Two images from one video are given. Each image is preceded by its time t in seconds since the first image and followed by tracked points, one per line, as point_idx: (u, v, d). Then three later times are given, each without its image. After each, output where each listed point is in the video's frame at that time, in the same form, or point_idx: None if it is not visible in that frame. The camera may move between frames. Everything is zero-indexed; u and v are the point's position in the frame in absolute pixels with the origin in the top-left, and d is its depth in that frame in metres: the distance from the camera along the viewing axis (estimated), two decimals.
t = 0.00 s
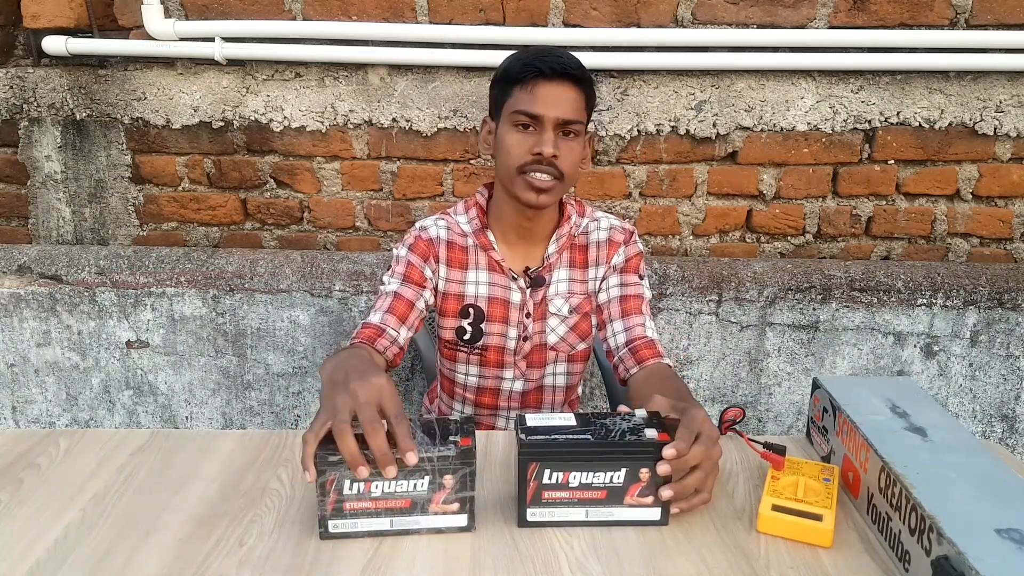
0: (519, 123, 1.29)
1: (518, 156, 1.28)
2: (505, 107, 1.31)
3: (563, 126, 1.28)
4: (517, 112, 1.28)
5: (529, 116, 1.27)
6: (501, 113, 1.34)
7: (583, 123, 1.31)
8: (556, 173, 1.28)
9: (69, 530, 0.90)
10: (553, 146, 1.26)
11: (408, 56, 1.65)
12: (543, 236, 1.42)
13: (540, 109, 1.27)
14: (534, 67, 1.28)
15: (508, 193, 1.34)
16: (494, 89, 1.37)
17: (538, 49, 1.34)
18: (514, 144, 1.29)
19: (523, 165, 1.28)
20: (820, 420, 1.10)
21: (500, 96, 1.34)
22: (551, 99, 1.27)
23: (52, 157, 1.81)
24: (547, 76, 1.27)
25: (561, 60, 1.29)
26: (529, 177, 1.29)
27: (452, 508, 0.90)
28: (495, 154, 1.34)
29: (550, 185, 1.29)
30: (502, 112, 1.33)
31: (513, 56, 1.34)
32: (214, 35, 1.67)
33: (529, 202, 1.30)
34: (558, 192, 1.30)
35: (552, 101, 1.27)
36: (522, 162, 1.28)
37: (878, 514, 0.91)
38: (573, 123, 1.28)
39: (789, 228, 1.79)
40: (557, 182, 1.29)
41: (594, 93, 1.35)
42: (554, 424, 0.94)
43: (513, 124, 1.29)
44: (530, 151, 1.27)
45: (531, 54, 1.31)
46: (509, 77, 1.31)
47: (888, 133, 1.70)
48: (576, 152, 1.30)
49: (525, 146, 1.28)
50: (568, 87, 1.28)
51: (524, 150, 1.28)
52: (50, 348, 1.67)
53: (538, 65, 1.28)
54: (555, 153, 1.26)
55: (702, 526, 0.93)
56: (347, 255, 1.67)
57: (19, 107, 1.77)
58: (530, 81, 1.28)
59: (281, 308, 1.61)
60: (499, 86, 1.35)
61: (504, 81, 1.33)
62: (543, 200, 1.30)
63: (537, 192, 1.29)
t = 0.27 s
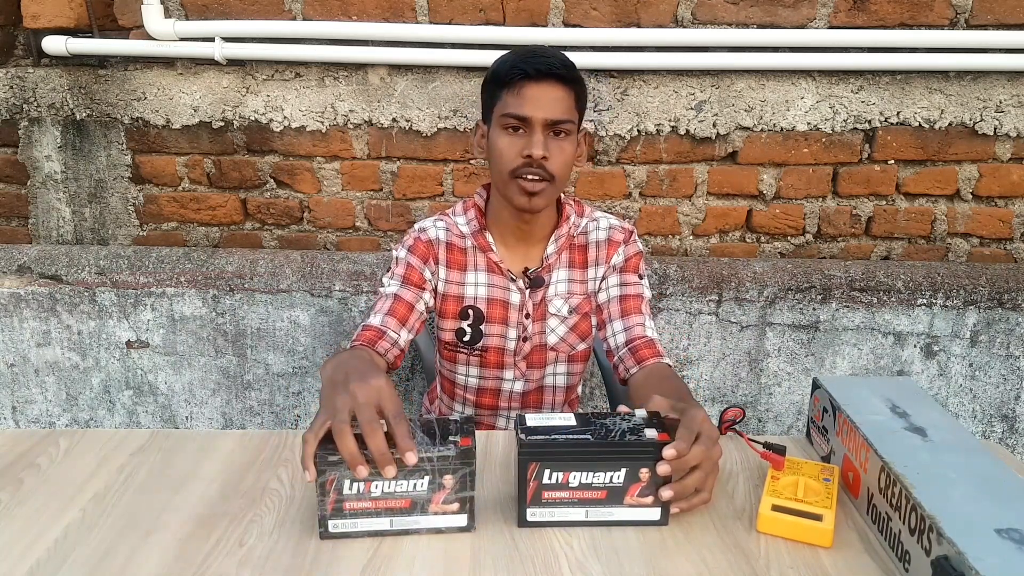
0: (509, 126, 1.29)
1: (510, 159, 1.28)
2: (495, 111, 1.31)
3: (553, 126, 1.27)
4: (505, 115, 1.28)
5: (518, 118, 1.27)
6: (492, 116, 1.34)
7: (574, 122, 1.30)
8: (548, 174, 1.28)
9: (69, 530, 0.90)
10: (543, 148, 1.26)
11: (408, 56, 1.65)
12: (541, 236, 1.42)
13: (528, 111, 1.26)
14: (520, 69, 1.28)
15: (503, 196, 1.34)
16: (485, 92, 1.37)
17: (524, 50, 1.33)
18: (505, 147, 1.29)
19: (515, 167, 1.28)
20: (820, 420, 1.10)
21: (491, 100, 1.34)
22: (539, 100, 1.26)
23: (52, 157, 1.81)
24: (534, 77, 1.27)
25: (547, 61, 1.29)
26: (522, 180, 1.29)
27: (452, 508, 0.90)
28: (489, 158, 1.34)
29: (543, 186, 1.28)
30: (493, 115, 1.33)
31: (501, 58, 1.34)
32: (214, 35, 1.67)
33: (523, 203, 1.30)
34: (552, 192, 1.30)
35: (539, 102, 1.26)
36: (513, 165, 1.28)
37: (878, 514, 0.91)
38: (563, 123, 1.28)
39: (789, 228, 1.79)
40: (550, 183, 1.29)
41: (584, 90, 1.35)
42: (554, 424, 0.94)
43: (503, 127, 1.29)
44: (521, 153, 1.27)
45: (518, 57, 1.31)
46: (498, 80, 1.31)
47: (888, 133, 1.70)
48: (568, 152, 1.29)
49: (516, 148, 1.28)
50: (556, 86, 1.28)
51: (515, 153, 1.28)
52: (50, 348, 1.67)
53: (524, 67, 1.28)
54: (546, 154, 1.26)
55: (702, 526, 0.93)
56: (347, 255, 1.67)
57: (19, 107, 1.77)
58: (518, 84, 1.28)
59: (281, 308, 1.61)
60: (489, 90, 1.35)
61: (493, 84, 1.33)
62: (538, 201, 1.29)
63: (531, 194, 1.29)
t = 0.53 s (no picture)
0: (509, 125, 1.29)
1: (510, 159, 1.28)
2: (496, 111, 1.31)
3: (553, 124, 1.27)
4: (506, 114, 1.28)
5: (518, 117, 1.27)
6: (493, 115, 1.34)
7: (575, 121, 1.30)
8: (549, 173, 1.28)
9: (69, 530, 0.90)
10: (543, 146, 1.26)
11: (407, 56, 1.65)
12: (542, 235, 1.42)
13: (528, 110, 1.26)
14: (520, 68, 1.28)
15: (504, 195, 1.34)
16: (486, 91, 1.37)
17: (524, 49, 1.34)
18: (505, 146, 1.29)
19: (515, 166, 1.28)
20: (820, 420, 1.10)
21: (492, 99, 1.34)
22: (539, 99, 1.26)
23: (52, 157, 1.81)
24: (534, 76, 1.27)
25: (546, 59, 1.29)
26: (522, 179, 1.28)
27: (450, 508, 0.89)
28: (490, 157, 1.34)
29: (543, 185, 1.28)
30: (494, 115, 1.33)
31: (502, 57, 1.34)
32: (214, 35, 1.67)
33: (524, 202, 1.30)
34: (553, 191, 1.30)
35: (540, 101, 1.26)
36: (514, 164, 1.28)
37: (877, 514, 0.91)
38: (563, 121, 1.27)
39: (789, 228, 1.79)
40: (551, 181, 1.29)
41: (585, 88, 1.35)
42: (554, 424, 0.94)
43: (503, 126, 1.29)
44: (521, 153, 1.27)
45: (518, 55, 1.31)
46: (498, 79, 1.31)
47: (888, 133, 1.70)
48: (568, 149, 1.29)
49: (516, 147, 1.28)
50: (556, 85, 1.28)
51: (515, 152, 1.28)
52: (50, 348, 1.67)
53: (524, 66, 1.28)
54: (546, 153, 1.26)
55: (701, 526, 0.93)
56: (347, 255, 1.67)
57: (19, 107, 1.78)
58: (518, 83, 1.28)
59: (281, 308, 1.61)
60: (490, 89, 1.35)
61: (494, 83, 1.33)
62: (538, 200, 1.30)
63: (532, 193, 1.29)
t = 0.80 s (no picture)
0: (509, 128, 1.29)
1: (511, 162, 1.28)
2: (496, 113, 1.31)
3: (553, 126, 1.27)
4: (506, 117, 1.28)
5: (518, 121, 1.27)
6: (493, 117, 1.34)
7: (574, 122, 1.30)
8: (549, 175, 1.28)
9: (69, 530, 0.90)
10: (543, 149, 1.26)
11: (407, 56, 1.65)
12: (542, 235, 1.42)
13: (528, 113, 1.26)
14: (518, 72, 1.27)
15: (505, 197, 1.34)
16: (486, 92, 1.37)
17: (522, 49, 1.33)
18: (506, 149, 1.29)
19: (516, 170, 1.28)
20: (820, 420, 1.10)
21: (492, 101, 1.34)
22: (539, 102, 1.26)
23: (52, 157, 1.81)
24: (534, 79, 1.27)
25: (545, 61, 1.28)
26: (523, 182, 1.29)
27: (450, 509, 0.89)
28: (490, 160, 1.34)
29: (544, 187, 1.29)
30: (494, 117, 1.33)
31: (500, 58, 1.34)
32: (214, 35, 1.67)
33: (525, 205, 1.30)
34: (553, 193, 1.30)
35: (539, 104, 1.26)
36: (515, 168, 1.28)
37: (878, 514, 0.91)
38: (563, 122, 1.27)
39: (789, 228, 1.79)
40: (552, 184, 1.29)
41: (584, 88, 1.35)
42: (553, 424, 0.94)
43: (503, 129, 1.29)
44: (522, 156, 1.27)
45: (517, 57, 1.30)
46: (498, 81, 1.31)
47: (888, 133, 1.70)
48: (568, 151, 1.29)
49: (517, 151, 1.28)
50: (555, 87, 1.28)
51: (516, 155, 1.28)
52: (50, 348, 1.67)
53: (523, 68, 1.27)
54: (547, 156, 1.26)
55: (702, 527, 0.93)
56: (347, 254, 1.67)
57: (19, 107, 1.78)
58: (517, 86, 1.28)
59: (281, 308, 1.61)
60: (489, 91, 1.35)
61: (493, 85, 1.33)
62: (539, 203, 1.30)
63: (533, 196, 1.29)
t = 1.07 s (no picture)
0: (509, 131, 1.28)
1: (512, 164, 1.28)
2: (496, 115, 1.31)
3: (553, 129, 1.27)
4: (506, 119, 1.28)
5: (519, 123, 1.27)
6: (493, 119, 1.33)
7: (575, 124, 1.30)
8: (550, 178, 1.28)
9: (69, 530, 0.90)
10: (544, 152, 1.26)
11: (407, 56, 1.65)
12: (542, 235, 1.42)
13: (528, 116, 1.26)
14: (519, 75, 1.27)
15: (505, 198, 1.34)
16: (485, 93, 1.36)
17: (521, 50, 1.32)
18: (506, 152, 1.28)
19: (517, 172, 1.28)
20: (820, 420, 1.10)
21: (492, 102, 1.33)
22: (540, 105, 1.26)
23: (52, 157, 1.81)
24: (534, 82, 1.27)
25: (545, 64, 1.28)
26: (524, 185, 1.29)
27: (449, 509, 0.89)
28: (490, 162, 1.34)
29: (545, 190, 1.29)
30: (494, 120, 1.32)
31: (500, 59, 1.33)
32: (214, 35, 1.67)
33: (526, 207, 1.30)
34: (554, 195, 1.30)
35: (540, 107, 1.26)
36: (516, 170, 1.28)
37: (877, 514, 0.91)
38: (563, 125, 1.27)
39: (789, 228, 1.79)
40: (553, 186, 1.29)
41: (584, 89, 1.34)
42: (553, 425, 0.94)
43: (504, 131, 1.28)
44: (523, 159, 1.27)
45: (517, 58, 1.30)
46: (498, 83, 1.31)
47: (888, 133, 1.70)
48: (568, 153, 1.29)
49: (518, 153, 1.27)
50: (556, 90, 1.27)
51: (517, 158, 1.28)
52: (50, 348, 1.67)
53: (523, 71, 1.27)
54: (548, 159, 1.26)
55: (701, 527, 0.93)
56: (347, 254, 1.67)
57: (19, 107, 1.78)
58: (517, 89, 1.27)
59: (281, 308, 1.61)
60: (489, 92, 1.34)
61: (493, 87, 1.32)
62: (540, 205, 1.30)
63: (534, 199, 1.30)
